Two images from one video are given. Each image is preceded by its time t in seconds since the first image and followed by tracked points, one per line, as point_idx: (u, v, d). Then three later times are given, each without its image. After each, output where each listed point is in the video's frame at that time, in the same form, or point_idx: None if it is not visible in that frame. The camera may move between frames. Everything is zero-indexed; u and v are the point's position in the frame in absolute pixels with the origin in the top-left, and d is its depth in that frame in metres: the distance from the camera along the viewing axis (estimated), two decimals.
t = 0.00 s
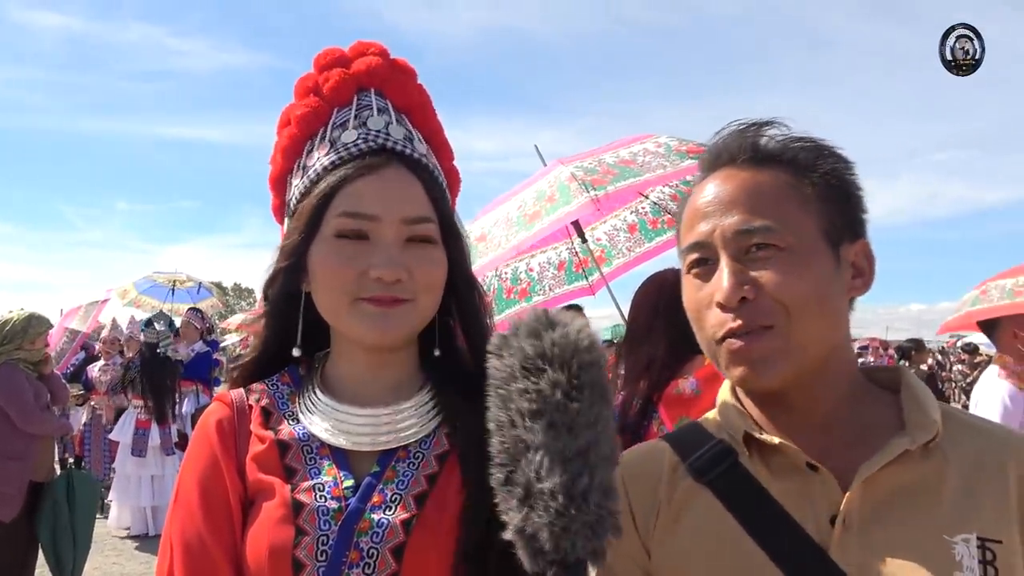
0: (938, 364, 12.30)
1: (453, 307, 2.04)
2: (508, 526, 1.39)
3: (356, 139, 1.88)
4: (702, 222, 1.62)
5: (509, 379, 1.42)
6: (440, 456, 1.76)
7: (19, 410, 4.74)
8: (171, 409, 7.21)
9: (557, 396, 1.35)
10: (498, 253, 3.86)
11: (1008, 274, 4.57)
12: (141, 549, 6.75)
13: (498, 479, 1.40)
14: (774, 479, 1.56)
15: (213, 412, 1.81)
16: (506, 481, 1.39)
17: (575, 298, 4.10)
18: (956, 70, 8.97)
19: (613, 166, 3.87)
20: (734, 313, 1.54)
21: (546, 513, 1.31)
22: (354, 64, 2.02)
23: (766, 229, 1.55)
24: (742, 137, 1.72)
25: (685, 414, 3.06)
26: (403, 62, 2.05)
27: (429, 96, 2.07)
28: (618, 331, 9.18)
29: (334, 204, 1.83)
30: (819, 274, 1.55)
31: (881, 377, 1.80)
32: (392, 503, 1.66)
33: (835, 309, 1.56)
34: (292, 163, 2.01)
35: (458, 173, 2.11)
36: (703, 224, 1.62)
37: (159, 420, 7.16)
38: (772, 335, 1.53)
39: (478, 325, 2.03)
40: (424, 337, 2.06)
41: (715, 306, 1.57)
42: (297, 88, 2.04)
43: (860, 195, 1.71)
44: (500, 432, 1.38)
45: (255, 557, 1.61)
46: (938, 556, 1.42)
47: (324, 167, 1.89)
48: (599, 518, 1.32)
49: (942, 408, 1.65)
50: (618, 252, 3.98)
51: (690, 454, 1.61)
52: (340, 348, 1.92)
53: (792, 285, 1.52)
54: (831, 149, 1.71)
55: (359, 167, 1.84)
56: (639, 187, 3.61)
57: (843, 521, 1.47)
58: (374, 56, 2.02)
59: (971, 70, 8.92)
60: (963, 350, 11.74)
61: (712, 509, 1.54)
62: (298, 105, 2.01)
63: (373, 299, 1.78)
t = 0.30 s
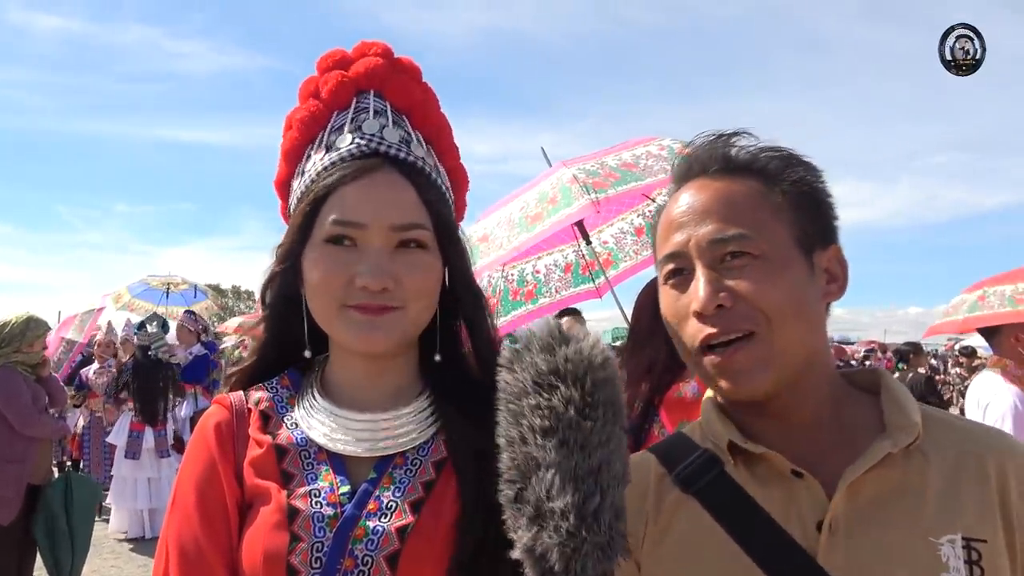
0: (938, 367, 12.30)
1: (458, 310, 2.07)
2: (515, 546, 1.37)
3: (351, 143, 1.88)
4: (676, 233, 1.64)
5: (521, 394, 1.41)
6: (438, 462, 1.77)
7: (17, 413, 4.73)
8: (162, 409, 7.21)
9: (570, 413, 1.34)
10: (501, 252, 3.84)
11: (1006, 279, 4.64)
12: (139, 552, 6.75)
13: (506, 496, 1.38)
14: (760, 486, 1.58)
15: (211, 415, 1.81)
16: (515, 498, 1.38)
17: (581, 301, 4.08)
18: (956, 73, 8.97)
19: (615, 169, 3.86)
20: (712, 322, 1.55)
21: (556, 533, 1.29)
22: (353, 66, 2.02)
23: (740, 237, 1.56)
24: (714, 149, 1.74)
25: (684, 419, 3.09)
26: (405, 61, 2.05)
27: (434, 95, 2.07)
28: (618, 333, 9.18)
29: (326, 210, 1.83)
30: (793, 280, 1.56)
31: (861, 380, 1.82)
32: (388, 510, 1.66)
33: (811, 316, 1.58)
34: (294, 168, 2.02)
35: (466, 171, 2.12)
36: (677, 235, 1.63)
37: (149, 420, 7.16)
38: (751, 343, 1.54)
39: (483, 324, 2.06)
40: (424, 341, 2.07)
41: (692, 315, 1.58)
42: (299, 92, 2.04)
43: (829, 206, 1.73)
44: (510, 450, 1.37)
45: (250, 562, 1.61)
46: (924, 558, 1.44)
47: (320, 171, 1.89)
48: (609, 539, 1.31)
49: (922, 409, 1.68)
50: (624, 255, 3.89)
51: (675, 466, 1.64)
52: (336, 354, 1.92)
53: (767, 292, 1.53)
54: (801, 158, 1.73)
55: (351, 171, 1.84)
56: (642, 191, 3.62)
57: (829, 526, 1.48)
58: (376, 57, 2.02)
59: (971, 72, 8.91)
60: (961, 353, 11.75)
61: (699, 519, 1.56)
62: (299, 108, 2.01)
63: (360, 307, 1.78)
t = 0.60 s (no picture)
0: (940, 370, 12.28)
1: (462, 311, 2.07)
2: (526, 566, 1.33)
3: (351, 149, 1.89)
4: (672, 239, 1.64)
5: (540, 410, 1.38)
6: (441, 471, 1.77)
7: (20, 415, 4.73)
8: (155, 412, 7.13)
9: (591, 432, 1.31)
10: (497, 261, 3.91)
11: (1008, 283, 4.64)
12: (141, 555, 6.74)
13: (520, 514, 1.35)
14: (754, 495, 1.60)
15: (215, 421, 1.81)
16: (529, 516, 1.34)
17: (580, 306, 4.00)
18: (955, 74, 8.97)
19: (609, 176, 3.85)
20: (709, 329, 1.55)
21: (572, 555, 1.25)
22: (353, 73, 2.02)
23: (738, 244, 1.56)
24: (712, 154, 1.74)
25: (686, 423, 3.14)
26: (403, 68, 2.05)
27: (434, 102, 2.08)
28: (616, 337, 9.17)
29: (327, 214, 1.83)
30: (791, 288, 1.56)
31: (857, 390, 1.83)
32: (391, 519, 1.66)
33: (807, 325, 1.58)
34: (296, 175, 2.02)
35: (467, 175, 2.12)
36: (674, 240, 1.63)
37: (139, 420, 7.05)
38: (748, 349, 1.54)
39: (488, 328, 2.05)
40: (429, 345, 2.08)
41: (687, 322, 1.58)
42: (300, 100, 2.05)
43: (827, 213, 1.74)
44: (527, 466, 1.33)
45: (253, 569, 1.61)
46: (918, 568, 1.44)
47: (321, 176, 1.89)
48: (624, 563, 1.28)
49: (915, 419, 1.68)
50: (623, 259, 3.80)
51: (672, 476, 1.66)
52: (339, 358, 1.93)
53: (765, 299, 1.53)
54: (798, 165, 1.74)
55: (352, 176, 1.84)
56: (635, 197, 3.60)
57: (825, 537, 1.49)
58: (374, 65, 2.01)
59: (970, 72, 8.90)
60: (964, 357, 11.71)
61: (694, 528, 1.58)
62: (299, 116, 2.02)
63: (365, 309, 1.78)
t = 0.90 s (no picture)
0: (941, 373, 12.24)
1: (465, 315, 2.07)
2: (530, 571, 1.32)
3: (358, 152, 1.88)
4: (681, 243, 1.62)
5: (546, 412, 1.37)
6: (449, 473, 1.76)
7: (23, 415, 4.74)
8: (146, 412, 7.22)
9: (597, 435, 1.30)
10: (501, 262, 3.86)
11: (1008, 285, 4.62)
12: (144, 556, 6.74)
13: (525, 518, 1.34)
14: (757, 495, 1.58)
15: (220, 423, 1.80)
16: (534, 520, 1.33)
17: (584, 310, 3.96)
18: (954, 74, 8.96)
19: (615, 178, 3.87)
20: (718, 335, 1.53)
21: (578, 559, 1.24)
22: (359, 76, 2.01)
23: (749, 250, 1.55)
24: (721, 159, 1.73)
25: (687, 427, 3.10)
26: (409, 72, 2.04)
27: (439, 105, 2.07)
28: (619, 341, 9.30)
29: (334, 218, 1.83)
30: (800, 296, 1.56)
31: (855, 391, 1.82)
32: (401, 522, 1.66)
33: (815, 333, 1.57)
34: (301, 178, 2.01)
35: (472, 181, 2.11)
36: (683, 245, 1.62)
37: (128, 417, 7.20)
38: (757, 356, 1.53)
39: (492, 330, 2.05)
40: (433, 349, 2.07)
41: (696, 328, 1.57)
42: (306, 103, 2.04)
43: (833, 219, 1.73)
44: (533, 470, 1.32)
45: (261, 572, 1.60)
46: (920, 570, 1.43)
47: (328, 180, 1.89)
48: (630, 568, 1.26)
49: (915, 419, 1.67)
50: (627, 263, 3.88)
51: (673, 476, 1.64)
52: (345, 361, 1.92)
53: (772, 305, 1.53)
54: (806, 171, 1.73)
55: (360, 179, 1.83)
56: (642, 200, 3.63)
57: (827, 538, 1.48)
58: (381, 67, 2.01)
59: (970, 72, 8.89)
60: (967, 360, 11.67)
61: (695, 529, 1.57)
62: (305, 119, 2.01)
63: (368, 314, 1.77)
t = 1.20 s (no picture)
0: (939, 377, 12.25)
1: (473, 321, 2.07)
2: None
3: (372, 157, 1.88)
4: (717, 242, 1.58)
5: (543, 419, 1.37)
6: (458, 477, 1.77)
7: (27, 418, 4.74)
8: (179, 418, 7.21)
9: (594, 441, 1.30)
10: (503, 264, 3.89)
11: (1003, 291, 4.64)
12: (146, 560, 6.73)
13: (525, 524, 1.33)
14: (758, 497, 1.58)
15: (231, 425, 1.80)
16: (533, 526, 1.33)
17: (592, 310, 4.01)
18: (954, 74, 8.97)
19: (619, 179, 3.87)
20: (766, 333, 1.48)
21: (576, 565, 1.23)
22: (372, 83, 2.02)
23: (789, 250, 1.55)
24: (737, 166, 1.74)
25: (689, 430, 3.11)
26: (422, 79, 2.05)
27: (451, 112, 2.07)
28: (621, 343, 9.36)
29: (348, 222, 1.83)
30: (830, 300, 1.57)
31: (852, 391, 1.82)
32: (412, 525, 1.66)
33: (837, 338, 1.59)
34: (314, 183, 2.02)
35: (482, 189, 2.12)
36: (718, 244, 1.57)
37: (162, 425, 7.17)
38: (799, 357, 1.51)
39: (500, 335, 2.05)
40: (442, 355, 2.07)
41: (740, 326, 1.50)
42: (319, 109, 2.05)
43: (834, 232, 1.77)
44: (532, 476, 1.32)
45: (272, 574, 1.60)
46: (920, 569, 1.43)
47: (342, 185, 1.89)
48: None
49: (913, 418, 1.67)
50: (634, 263, 3.83)
51: (673, 479, 1.64)
52: (356, 366, 1.92)
53: (812, 304, 1.52)
54: (812, 189, 1.77)
55: (375, 185, 1.84)
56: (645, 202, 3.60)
57: (828, 538, 1.48)
58: (394, 75, 2.01)
59: (969, 73, 8.90)
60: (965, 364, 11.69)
61: (695, 531, 1.57)
62: (319, 125, 2.02)
63: (386, 320, 1.77)
